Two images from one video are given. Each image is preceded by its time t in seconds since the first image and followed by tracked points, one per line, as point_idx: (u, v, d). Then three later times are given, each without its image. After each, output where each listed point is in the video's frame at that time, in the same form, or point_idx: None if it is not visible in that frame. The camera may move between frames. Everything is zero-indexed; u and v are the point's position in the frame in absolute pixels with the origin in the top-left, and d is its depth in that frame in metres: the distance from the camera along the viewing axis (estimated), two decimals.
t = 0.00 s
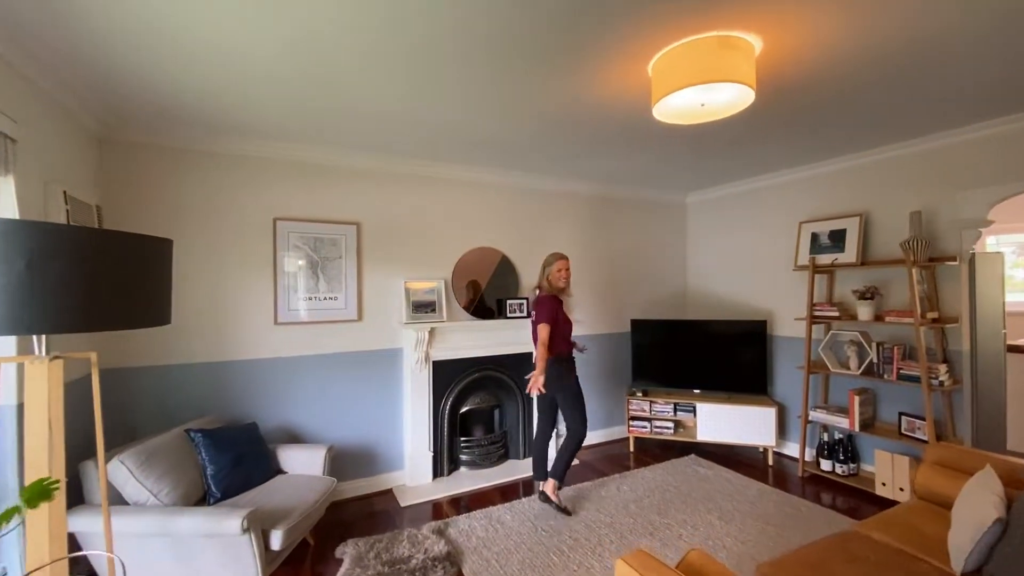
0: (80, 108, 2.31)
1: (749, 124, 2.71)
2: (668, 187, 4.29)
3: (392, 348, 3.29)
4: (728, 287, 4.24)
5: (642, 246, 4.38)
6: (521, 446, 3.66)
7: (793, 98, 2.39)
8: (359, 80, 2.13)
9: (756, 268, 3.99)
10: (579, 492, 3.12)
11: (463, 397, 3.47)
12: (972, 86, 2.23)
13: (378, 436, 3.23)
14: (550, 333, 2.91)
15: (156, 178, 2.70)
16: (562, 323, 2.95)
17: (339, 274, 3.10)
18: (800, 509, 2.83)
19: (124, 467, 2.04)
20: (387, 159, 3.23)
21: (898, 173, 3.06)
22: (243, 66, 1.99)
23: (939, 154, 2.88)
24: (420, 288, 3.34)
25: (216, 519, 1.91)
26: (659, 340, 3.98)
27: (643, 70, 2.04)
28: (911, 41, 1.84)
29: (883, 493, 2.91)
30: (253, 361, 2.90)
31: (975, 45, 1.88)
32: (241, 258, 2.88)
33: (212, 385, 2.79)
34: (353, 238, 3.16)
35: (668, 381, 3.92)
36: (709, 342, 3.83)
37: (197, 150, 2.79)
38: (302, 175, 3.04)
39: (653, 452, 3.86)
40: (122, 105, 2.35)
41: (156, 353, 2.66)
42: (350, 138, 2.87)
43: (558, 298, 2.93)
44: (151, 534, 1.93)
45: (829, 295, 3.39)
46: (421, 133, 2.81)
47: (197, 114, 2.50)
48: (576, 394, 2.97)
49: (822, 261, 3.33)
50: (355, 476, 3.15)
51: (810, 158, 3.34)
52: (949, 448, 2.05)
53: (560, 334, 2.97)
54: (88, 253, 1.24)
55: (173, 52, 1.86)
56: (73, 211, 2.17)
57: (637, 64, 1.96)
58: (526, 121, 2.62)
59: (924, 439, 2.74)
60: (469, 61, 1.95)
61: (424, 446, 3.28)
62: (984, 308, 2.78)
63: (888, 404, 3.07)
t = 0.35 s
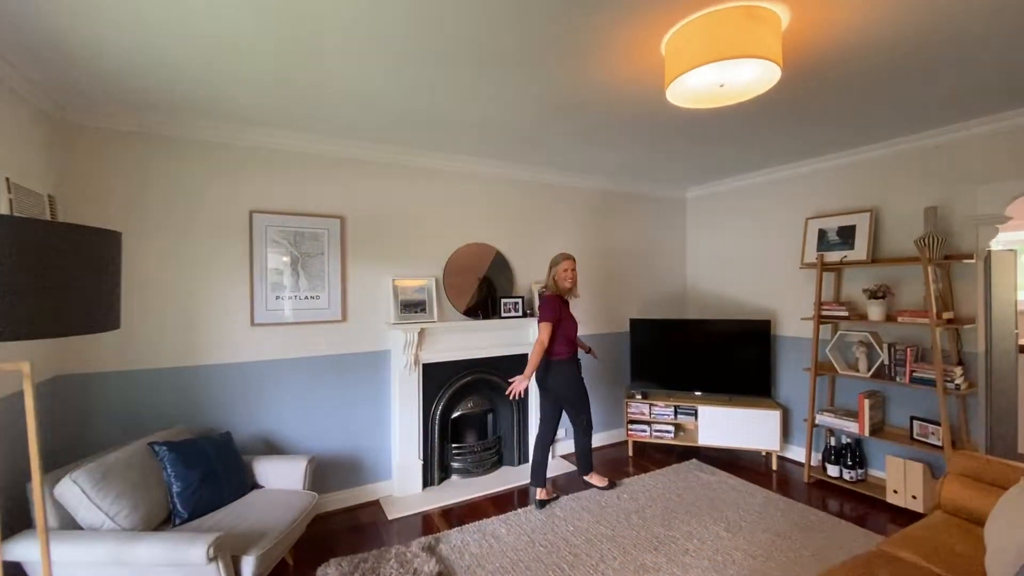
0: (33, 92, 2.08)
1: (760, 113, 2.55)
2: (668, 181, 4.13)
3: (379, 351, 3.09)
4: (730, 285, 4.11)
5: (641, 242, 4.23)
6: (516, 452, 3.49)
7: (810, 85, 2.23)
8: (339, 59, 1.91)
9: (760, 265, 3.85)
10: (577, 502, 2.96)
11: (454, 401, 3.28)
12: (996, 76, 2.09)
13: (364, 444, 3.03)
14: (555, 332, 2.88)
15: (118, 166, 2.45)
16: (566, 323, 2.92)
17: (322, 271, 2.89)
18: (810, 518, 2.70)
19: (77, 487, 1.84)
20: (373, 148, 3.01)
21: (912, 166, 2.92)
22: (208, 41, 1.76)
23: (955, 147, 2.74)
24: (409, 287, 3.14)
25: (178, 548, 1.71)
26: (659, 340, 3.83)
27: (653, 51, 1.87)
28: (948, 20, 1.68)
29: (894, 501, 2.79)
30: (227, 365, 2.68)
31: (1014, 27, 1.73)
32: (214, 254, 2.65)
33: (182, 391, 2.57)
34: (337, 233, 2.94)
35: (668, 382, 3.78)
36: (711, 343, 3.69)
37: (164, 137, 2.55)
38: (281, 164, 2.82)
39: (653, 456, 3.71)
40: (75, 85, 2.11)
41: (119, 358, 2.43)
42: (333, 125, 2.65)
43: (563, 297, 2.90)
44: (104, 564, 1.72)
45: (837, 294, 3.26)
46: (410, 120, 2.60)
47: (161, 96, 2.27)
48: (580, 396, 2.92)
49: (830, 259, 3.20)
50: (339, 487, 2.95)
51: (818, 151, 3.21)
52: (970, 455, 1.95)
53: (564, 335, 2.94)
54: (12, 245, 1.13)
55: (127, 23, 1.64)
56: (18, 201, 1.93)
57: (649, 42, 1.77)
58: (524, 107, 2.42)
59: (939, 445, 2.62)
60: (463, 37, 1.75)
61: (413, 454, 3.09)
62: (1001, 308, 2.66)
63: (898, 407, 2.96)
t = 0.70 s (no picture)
0: None
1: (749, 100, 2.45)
2: (650, 173, 4.04)
3: (348, 351, 2.88)
4: (710, 279, 4.06)
5: (622, 236, 4.13)
6: (494, 455, 3.34)
7: (801, 71, 2.14)
8: (294, 23, 1.69)
9: (741, 260, 3.81)
10: (558, 506, 2.83)
11: (429, 403, 3.11)
12: (987, 65, 2.05)
13: (331, 451, 2.82)
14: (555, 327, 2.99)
15: (42, 143, 2.16)
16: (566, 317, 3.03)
17: (283, 265, 2.65)
18: (794, 517, 2.65)
19: None
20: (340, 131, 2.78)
21: (894, 161, 2.90)
22: None
23: (938, 141, 2.71)
24: (379, 281, 2.92)
25: None
26: (640, 337, 3.74)
27: (645, 24, 1.73)
28: None
29: (876, 497, 2.78)
30: (176, 368, 2.43)
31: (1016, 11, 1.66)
32: (159, 245, 2.38)
33: (123, 398, 2.31)
34: (300, 223, 2.71)
35: (650, 380, 3.69)
36: (693, 339, 3.62)
37: (97, 111, 2.26)
38: (237, 147, 2.57)
39: (634, 455, 3.63)
40: None
41: (46, 362, 2.15)
42: (292, 103, 2.41)
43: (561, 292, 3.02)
44: None
45: (819, 289, 3.23)
46: (378, 99, 2.38)
47: (90, 65, 1.99)
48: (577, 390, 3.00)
49: (813, 253, 3.16)
50: (304, 498, 2.74)
51: (802, 144, 3.16)
52: (960, 453, 1.87)
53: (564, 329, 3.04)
54: None
55: None
56: None
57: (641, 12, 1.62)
58: (503, 87, 2.25)
59: (921, 441, 2.60)
60: None
61: (384, 460, 2.90)
62: (980, 304, 2.66)
63: (879, 403, 2.94)
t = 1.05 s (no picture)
0: None
1: (733, 91, 2.39)
2: (630, 168, 3.98)
3: (316, 352, 2.70)
4: (690, 276, 4.03)
5: (602, 231, 4.05)
6: (472, 458, 3.22)
7: (788, 61, 2.08)
8: None
9: (720, 257, 3.79)
10: (539, 510, 2.73)
11: (404, 406, 2.96)
12: (973, 58, 2.03)
13: (298, 459, 2.65)
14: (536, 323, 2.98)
15: None
16: (547, 313, 2.99)
17: (243, 260, 2.46)
18: (775, 516, 2.63)
19: None
20: (305, 116, 2.59)
21: (873, 157, 2.90)
22: None
23: (915, 138, 2.72)
24: (350, 278, 2.75)
25: None
26: (621, 334, 3.68)
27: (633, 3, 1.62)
28: None
29: (854, 493, 2.79)
30: (121, 374, 2.21)
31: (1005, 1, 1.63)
32: (100, 238, 2.16)
33: (59, 407, 2.09)
34: (261, 215, 2.51)
35: (631, 378, 3.64)
36: (674, 337, 3.58)
37: (25, 88, 2.01)
38: (190, 131, 2.35)
39: (615, 455, 3.57)
40: None
41: None
42: (251, 83, 2.22)
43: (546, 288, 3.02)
44: None
45: (798, 285, 3.23)
46: (346, 81, 2.21)
47: (12, 34, 1.76)
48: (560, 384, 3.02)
49: (793, 250, 3.15)
50: (268, 510, 2.56)
51: (783, 139, 3.13)
52: (939, 452, 1.88)
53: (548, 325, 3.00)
54: None
55: None
56: None
57: None
58: (481, 71, 2.11)
59: (898, 436, 2.62)
60: None
61: (355, 467, 2.74)
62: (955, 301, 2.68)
63: (857, 400, 2.96)
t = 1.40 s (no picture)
0: None
1: (723, 82, 2.31)
2: (612, 165, 3.88)
3: (281, 357, 2.51)
4: (673, 274, 3.97)
5: (584, 229, 3.95)
6: (450, 466, 3.07)
7: (781, 51, 2.00)
8: None
9: (704, 255, 3.74)
10: (520, 520, 2.61)
11: (377, 412, 2.79)
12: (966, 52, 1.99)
13: (261, 473, 2.45)
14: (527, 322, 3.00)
15: None
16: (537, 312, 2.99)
17: (199, 257, 2.25)
18: (763, 519, 2.57)
19: None
20: (269, 101, 2.39)
21: (857, 155, 2.87)
22: None
23: (899, 136, 2.70)
24: (318, 276, 2.56)
25: None
26: (605, 335, 3.60)
27: None
28: None
29: (839, 494, 2.76)
30: (56, 384, 1.97)
31: None
32: (30, 232, 1.91)
33: None
34: (219, 207, 2.30)
35: (614, 379, 3.56)
36: (657, 337, 3.52)
37: None
38: (136, 113, 2.11)
39: (598, 458, 3.47)
40: None
41: None
42: (206, 62, 2.01)
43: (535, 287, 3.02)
44: None
45: (782, 284, 3.19)
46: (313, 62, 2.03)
47: None
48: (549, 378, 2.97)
49: (778, 248, 3.11)
50: (227, 529, 2.35)
51: (769, 135, 3.08)
52: (932, 455, 1.84)
53: (539, 323, 2.99)
54: None
55: None
56: None
57: None
58: (461, 54, 1.97)
59: (883, 436, 2.60)
60: None
61: (325, 479, 2.56)
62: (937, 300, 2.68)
63: (841, 399, 2.94)
